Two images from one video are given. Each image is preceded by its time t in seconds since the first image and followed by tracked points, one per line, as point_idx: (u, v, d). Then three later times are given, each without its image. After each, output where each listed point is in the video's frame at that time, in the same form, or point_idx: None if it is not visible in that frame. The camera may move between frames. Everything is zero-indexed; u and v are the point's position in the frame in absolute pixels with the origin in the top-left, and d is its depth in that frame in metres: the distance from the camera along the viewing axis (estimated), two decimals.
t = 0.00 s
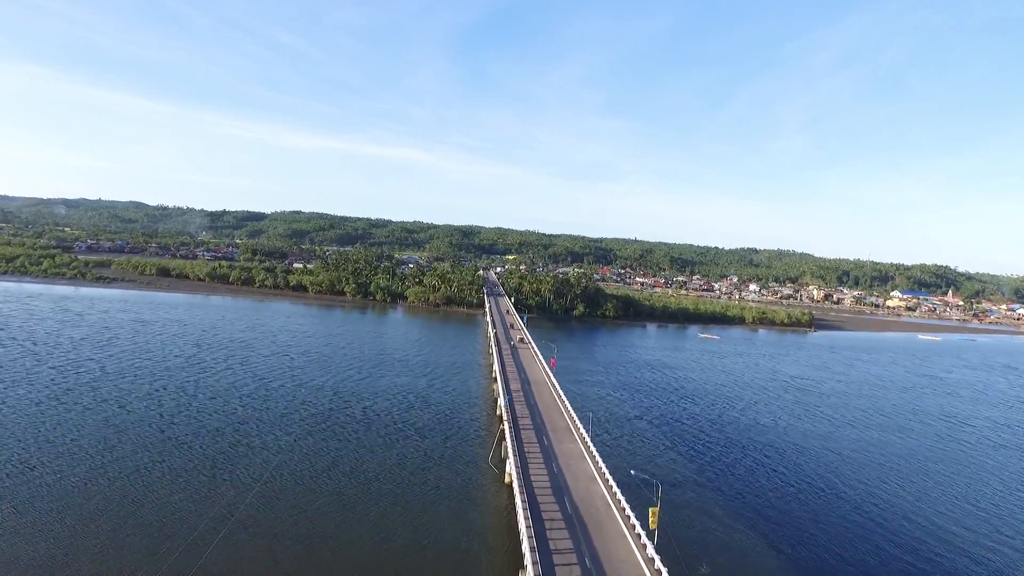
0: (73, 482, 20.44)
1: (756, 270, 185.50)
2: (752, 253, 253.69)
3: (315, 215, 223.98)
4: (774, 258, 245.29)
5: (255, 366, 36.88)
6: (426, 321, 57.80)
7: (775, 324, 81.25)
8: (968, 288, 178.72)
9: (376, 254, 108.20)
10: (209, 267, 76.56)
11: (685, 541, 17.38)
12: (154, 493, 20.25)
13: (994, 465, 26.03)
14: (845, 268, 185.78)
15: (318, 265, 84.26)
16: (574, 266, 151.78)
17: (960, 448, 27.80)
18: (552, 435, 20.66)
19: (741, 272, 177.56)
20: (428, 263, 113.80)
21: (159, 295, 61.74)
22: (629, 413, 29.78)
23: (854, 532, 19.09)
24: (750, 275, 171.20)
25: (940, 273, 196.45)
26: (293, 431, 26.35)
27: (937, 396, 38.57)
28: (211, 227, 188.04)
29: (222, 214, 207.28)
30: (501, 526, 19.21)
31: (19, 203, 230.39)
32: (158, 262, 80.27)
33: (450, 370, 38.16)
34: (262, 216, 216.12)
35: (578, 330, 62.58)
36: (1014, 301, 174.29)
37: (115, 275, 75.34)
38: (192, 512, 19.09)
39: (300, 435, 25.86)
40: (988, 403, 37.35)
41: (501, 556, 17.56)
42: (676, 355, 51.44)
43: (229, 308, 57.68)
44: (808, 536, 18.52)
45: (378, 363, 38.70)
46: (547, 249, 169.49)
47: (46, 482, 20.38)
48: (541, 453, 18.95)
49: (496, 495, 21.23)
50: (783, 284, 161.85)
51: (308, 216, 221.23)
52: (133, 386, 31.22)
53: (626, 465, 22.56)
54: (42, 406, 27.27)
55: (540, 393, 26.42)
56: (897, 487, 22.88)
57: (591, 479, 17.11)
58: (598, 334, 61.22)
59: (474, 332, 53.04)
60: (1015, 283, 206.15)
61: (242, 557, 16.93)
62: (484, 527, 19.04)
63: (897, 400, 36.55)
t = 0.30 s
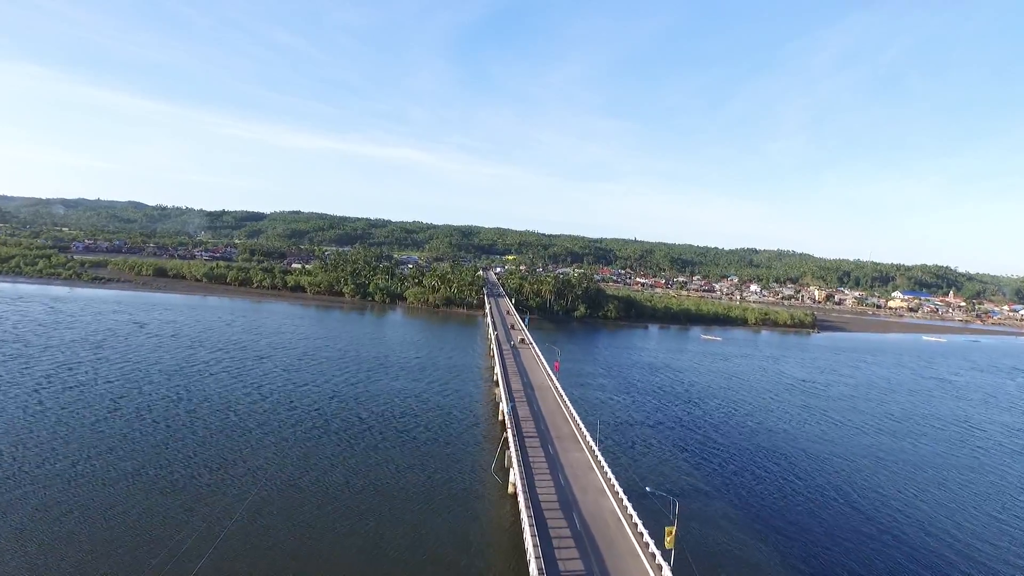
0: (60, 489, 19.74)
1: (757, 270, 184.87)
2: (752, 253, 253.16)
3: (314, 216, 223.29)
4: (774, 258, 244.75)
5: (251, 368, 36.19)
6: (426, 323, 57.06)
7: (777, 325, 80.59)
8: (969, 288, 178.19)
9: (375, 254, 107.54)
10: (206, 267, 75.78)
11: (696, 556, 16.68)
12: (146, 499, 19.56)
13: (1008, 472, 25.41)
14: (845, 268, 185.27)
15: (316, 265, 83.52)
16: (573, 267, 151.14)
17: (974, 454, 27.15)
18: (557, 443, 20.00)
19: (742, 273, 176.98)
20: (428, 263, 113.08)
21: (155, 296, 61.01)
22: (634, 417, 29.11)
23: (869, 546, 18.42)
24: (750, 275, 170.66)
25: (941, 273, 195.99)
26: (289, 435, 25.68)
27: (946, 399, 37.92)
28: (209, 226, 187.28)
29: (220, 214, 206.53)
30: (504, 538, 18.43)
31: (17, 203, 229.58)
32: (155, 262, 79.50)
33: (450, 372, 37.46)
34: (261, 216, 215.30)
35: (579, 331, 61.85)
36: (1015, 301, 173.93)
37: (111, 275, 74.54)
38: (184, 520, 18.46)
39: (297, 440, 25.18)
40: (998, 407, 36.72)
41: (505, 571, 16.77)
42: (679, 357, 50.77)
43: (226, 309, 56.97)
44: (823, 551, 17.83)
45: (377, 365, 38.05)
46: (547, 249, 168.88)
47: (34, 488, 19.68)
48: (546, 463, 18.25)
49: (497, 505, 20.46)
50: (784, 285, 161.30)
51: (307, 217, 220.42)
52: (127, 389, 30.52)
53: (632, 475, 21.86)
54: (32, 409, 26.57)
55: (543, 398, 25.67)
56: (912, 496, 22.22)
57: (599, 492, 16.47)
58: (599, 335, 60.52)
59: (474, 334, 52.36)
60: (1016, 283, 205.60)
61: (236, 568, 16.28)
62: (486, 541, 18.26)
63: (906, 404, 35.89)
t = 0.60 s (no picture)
0: (43, 497, 18.86)
1: (758, 271, 184.19)
2: (752, 253, 252.66)
3: (313, 216, 222.46)
4: (774, 258, 244.03)
5: (246, 370, 35.30)
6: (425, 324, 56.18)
7: (780, 326, 79.80)
8: (970, 289, 177.58)
9: (375, 255, 106.76)
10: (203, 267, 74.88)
11: (710, 575, 15.85)
12: (132, 507, 18.68)
13: None
14: (846, 269, 184.66)
15: (315, 266, 82.62)
16: (574, 267, 150.37)
17: (992, 462, 26.32)
18: (563, 451, 19.22)
19: (742, 273, 176.35)
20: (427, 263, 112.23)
21: (150, 296, 60.14)
22: (639, 423, 28.30)
23: (890, 563, 17.59)
24: (751, 275, 170.00)
25: (942, 274, 195.38)
26: (284, 439, 24.79)
27: (957, 403, 37.13)
28: (208, 226, 186.35)
29: (219, 214, 205.45)
30: (508, 547, 17.54)
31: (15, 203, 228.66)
32: (151, 263, 78.64)
33: (450, 375, 36.56)
34: (260, 216, 214.26)
35: (581, 332, 61.06)
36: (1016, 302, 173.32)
37: (107, 275, 73.62)
38: (174, 530, 17.55)
39: (292, 444, 24.29)
40: (1011, 411, 35.94)
41: None
42: (682, 359, 49.96)
43: (222, 310, 56.17)
44: (842, 569, 16.98)
45: (375, 368, 37.26)
46: (547, 249, 168.10)
47: (15, 496, 18.82)
48: (552, 474, 17.43)
49: (501, 513, 19.45)
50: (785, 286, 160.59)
51: (306, 217, 219.49)
52: (117, 392, 29.59)
53: (640, 486, 20.97)
54: (17, 413, 25.67)
55: (547, 404, 24.78)
56: (932, 508, 21.38)
57: (609, 505, 15.70)
58: (600, 336, 59.63)
59: (474, 335, 51.50)
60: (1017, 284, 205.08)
61: None
62: (489, 551, 17.27)
63: (917, 408, 35.10)
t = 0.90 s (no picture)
0: (29, 505, 18.18)
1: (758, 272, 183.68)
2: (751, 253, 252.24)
3: (312, 216, 221.74)
4: (774, 259, 243.46)
5: (242, 373, 34.57)
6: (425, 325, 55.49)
7: (783, 327, 79.18)
8: (971, 289, 177.15)
9: (374, 255, 106.01)
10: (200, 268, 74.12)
11: None
12: (126, 515, 18.08)
13: None
14: (847, 269, 184.31)
15: (314, 266, 81.90)
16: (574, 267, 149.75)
17: (1007, 469, 25.70)
18: (570, 460, 18.63)
19: (742, 273, 176.10)
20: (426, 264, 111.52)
21: (147, 297, 59.38)
22: (645, 428, 27.68)
23: None
24: (752, 276, 169.47)
25: (943, 274, 195.03)
26: (280, 445, 24.07)
27: (967, 407, 36.49)
28: (206, 226, 185.59)
29: (217, 214, 204.63)
30: (513, 558, 16.93)
31: (13, 203, 227.93)
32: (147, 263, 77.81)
33: (450, 378, 35.91)
34: (259, 216, 213.48)
35: (583, 333, 60.42)
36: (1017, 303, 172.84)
37: (103, 276, 72.83)
38: (168, 540, 16.93)
39: (287, 451, 23.57)
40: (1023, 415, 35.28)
41: None
42: (686, 361, 49.32)
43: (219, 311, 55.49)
44: None
45: (374, 371, 36.67)
46: (547, 250, 167.40)
47: None
48: (560, 487, 16.88)
49: (507, 521, 18.91)
50: (785, 286, 160.05)
51: (305, 217, 218.57)
52: (109, 396, 28.88)
53: (649, 496, 20.36)
54: (8, 417, 25.02)
55: (552, 409, 24.06)
56: (950, 519, 20.73)
57: (620, 523, 15.18)
58: (602, 338, 58.97)
59: (474, 337, 50.82)
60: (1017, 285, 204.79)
61: None
62: (496, 561, 16.72)
63: (927, 412, 34.44)
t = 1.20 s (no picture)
0: (12, 513, 17.35)
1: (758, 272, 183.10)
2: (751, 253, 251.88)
3: (311, 216, 220.96)
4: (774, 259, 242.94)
5: (237, 375, 33.67)
6: (424, 327, 54.66)
7: (785, 328, 78.44)
8: (971, 290, 176.70)
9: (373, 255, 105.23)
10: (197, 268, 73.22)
11: None
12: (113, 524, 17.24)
13: None
14: (847, 270, 183.82)
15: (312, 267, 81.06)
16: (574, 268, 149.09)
17: None
18: (577, 473, 17.78)
19: (742, 274, 175.65)
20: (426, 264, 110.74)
21: (142, 298, 58.50)
22: (652, 435, 26.86)
23: None
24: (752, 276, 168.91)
25: (943, 275, 194.60)
26: (273, 448, 23.16)
27: (978, 411, 35.76)
28: (204, 226, 184.76)
29: (215, 214, 203.60)
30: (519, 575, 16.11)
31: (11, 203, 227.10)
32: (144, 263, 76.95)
33: (450, 382, 35.05)
34: (258, 216, 212.76)
35: (584, 335, 59.66)
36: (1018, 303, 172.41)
37: (99, 276, 71.95)
38: (156, 551, 16.10)
39: (282, 454, 22.66)
40: None
41: None
42: (689, 364, 48.55)
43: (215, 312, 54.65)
44: None
45: (372, 373, 35.82)
46: (547, 250, 166.71)
47: None
48: (568, 502, 16.05)
49: (511, 535, 18.10)
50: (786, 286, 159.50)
51: (304, 217, 217.69)
52: (97, 396, 27.90)
53: (659, 507, 19.61)
54: None
55: (557, 417, 23.21)
56: (970, 533, 20.02)
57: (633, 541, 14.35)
58: (604, 339, 58.16)
59: (474, 339, 50.00)
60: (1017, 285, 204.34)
61: None
62: None
63: (938, 417, 33.69)
